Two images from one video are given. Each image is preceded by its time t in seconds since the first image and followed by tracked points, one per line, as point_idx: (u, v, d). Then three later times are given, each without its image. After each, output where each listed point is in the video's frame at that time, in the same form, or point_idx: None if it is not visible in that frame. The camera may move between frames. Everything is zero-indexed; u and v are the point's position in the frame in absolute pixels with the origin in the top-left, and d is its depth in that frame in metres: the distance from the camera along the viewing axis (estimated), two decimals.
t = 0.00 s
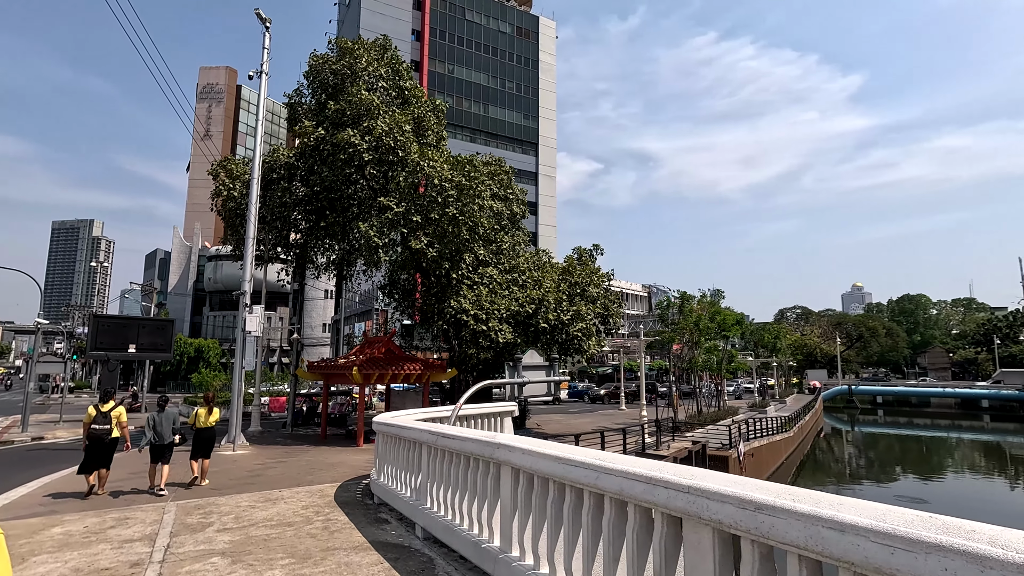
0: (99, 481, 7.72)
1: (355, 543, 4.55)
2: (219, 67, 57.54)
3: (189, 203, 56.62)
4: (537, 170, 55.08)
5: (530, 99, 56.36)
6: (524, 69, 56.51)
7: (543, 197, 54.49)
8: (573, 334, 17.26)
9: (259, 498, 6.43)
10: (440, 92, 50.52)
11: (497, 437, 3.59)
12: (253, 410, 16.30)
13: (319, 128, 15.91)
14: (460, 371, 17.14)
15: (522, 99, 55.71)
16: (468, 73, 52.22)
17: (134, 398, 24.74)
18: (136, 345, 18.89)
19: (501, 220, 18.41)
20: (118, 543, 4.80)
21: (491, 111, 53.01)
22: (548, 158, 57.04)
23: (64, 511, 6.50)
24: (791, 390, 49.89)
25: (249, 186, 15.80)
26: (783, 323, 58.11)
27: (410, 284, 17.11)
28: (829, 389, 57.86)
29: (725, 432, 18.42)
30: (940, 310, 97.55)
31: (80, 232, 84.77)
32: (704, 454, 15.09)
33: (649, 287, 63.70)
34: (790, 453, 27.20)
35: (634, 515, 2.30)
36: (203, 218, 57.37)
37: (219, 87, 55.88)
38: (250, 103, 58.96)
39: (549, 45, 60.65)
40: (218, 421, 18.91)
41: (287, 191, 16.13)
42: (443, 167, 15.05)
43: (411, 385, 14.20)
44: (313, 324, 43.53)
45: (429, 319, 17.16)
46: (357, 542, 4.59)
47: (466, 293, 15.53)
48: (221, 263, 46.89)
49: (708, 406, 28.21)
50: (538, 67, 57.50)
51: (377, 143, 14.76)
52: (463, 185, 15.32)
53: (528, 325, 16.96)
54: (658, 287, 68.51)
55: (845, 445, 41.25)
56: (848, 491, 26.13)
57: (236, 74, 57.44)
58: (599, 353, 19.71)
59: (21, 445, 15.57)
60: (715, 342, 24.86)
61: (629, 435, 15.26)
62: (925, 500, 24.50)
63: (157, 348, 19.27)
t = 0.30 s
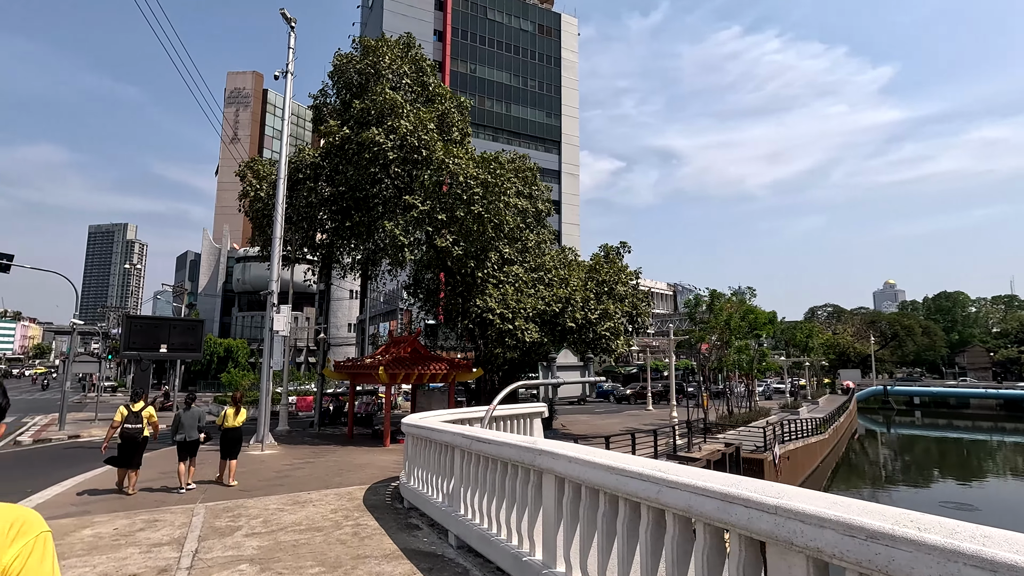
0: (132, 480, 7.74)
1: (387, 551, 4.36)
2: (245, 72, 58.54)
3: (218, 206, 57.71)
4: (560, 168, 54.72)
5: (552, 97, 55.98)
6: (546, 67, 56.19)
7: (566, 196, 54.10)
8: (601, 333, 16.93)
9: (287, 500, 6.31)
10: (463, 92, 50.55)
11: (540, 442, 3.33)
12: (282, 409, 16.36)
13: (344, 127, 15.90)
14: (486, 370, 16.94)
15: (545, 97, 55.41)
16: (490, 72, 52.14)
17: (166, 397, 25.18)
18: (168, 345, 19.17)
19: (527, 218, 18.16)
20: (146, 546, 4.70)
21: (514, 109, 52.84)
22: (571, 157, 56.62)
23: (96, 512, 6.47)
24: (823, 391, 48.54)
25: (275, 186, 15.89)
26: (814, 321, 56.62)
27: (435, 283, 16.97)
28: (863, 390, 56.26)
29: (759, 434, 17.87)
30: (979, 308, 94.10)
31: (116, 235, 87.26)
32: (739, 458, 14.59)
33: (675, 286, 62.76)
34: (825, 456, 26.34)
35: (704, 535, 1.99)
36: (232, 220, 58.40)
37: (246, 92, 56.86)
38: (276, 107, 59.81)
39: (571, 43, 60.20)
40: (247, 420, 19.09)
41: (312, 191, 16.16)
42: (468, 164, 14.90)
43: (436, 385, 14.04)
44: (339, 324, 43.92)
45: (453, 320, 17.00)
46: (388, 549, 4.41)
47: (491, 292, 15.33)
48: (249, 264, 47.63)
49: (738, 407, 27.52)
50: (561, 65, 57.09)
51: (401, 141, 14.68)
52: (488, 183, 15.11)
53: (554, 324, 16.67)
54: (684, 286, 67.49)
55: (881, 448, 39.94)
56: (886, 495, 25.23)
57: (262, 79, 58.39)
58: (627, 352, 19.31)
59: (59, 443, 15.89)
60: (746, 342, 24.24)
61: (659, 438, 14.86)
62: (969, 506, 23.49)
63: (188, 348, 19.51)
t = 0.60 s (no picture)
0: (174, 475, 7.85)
1: (429, 553, 4.20)
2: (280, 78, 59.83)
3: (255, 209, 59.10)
4: (591, 165, 54.10)
5: (582, 94, 55.38)
6: (576, 63, 55.60)
7: (598, 192, 53.47)
8: (639, 330, 16.57)
9: (327, 498, 6.24)
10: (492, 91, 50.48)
11: (594, 442, 3.07)
12: (318, 407, 16.49)
13: (376, 125, 15.91)
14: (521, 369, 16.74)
15: (574, 93, 54.85)
16: (519, 70, 51.90)
17: (208, 395, 25.81)
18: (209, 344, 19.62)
19: (560, 214, 17.89)
20: (189, 544, 4.67)
21: (543, 107, 52.52)
22: (603, 153, 55.92)
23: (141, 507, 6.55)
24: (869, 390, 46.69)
25: (310, 186, 16.03)
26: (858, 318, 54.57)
27: (468, 281, 16.87)
28: (912, 390, 53.93)
29: (805, 435, 17.20)
30: None
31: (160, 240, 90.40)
32: (784, 459, 14.02)
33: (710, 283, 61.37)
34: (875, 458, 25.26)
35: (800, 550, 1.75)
36: (269, 223, 59.75)
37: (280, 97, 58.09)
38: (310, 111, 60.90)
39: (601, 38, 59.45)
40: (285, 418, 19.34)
41: (346, 190, 16.24)
42: (500, 160, 14.74)
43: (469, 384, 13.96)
44: (372, 323, 44.44)
45: (487, 318, 16.86)
46: (431, 551, 4.25)
47: (525, 289, 15.14)
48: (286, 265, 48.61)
49: (781, 407, 26.62)
50: (590, 60, 56.39)
51: (433, 138, 14.59)
52: (521, 179, 14.90)
53: (589, 321, 16.38)
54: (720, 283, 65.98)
55: (933, 450, 38.14)
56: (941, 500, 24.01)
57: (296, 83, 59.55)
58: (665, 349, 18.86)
59: (108, 439, 16.41)
60: (788, 339, 23.42)
61: (700, 438, 14.43)
62: None
63: (229, 347, 19.94)
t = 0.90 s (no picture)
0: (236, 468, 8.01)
1: (491, 562, 4.01)
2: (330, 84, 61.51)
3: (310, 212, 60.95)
4: (639, 158, 52.93)
5: (629, 86, 54.20)
6: (622, 55, 54.48)
7: (647, 186, 52.26)
8: (695, 327, 15.95)
9: (385, 499, 6.16)
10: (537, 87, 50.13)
11: (676, 450, 2.78)
12: (372, 405, 16.69)
13: (425, 124, 15.94)
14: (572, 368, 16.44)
15: (621, 86, 53.74)
16: (564, 65, 51.31)
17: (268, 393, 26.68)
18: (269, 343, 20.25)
19: (611, 208, 17.44)
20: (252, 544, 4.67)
21: (589, 101, 51.75)
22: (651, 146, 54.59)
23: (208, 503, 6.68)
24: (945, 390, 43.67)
25: (361, 187, 16.25)
26: (932, 313, 51.10)
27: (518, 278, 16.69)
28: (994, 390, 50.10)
29: (878, 438, 16.14)
30: None
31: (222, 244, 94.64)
32: (858, 463, 13.16)
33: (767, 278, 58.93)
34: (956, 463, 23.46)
35: None
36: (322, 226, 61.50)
37: (331, 102, 59.69)
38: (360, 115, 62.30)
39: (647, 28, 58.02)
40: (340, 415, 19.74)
41: (396, 189, 16.36)
42: (550, 155, 14.49)
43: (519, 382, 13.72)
44: (422, 322, 45.00)
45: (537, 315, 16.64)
46: (493, 560, 4.06)
47: (577, 286, 14.82)
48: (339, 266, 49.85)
49: (848, 407, 25.16)
50: (637, 52, 55.14)
51: (482, 135, 14.46)
52: (572, 173, 14.58)
53: (643, 318, 15.89)
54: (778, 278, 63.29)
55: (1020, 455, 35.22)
56: None
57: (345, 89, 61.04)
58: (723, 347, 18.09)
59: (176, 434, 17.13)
60: (856, 335, 22.08)
61: (765, 440, 13.73)
62: None
63: (287, 346, 20.53)
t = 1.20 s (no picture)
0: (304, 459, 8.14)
1: (563, 566, 3.79)
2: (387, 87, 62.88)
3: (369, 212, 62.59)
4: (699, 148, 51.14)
5: (687, 74, 52.43)
6: (679, 42, 52.75)
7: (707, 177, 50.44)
8: (766, 321, 15.12)
9: (449, 495, 6.06)
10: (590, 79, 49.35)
11: (781, 453, 2.45)
12: (432, 400, 16.83)
13: (481, 119, 15.86)
14: (634, 364, 15.95)
15: (678, 74, 52.04)
16: (618, 55, 50.21)
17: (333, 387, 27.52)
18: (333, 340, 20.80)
19: (673, 198, 16.81)
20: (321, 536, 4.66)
21: (645, 91, 50.44)
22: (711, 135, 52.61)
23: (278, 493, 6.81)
24: None
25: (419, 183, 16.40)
26: None
27: (577, 273, 16.38)
28: None
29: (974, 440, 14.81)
30: None
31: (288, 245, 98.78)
32: (953, 468, 12.09)
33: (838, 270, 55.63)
34: None
35: None
36: (381, 225, 63.00)
37: (387, 105, 61.01)
38: (415, 116, 63.38)
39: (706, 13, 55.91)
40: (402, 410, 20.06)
41: (453, 186, 16.39)
42: (609, 145, 14.10)
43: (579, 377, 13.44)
44: (479, 318, 45.29)
45: (596, 310, 16.26)
46: (565, 563, 3.85)
47: (638, 279, 14.35)
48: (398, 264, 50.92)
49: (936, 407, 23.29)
50: (695, 38, 53.25)
51: (538, 126, 14.22)
52: (633, 162, 14.11)
53: (708, 312, 15.21)
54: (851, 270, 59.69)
55: None
56: None
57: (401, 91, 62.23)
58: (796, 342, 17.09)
59: (249, 426, 17.88)
60: (945, 329, 20.39)
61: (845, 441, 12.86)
62: None
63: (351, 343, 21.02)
